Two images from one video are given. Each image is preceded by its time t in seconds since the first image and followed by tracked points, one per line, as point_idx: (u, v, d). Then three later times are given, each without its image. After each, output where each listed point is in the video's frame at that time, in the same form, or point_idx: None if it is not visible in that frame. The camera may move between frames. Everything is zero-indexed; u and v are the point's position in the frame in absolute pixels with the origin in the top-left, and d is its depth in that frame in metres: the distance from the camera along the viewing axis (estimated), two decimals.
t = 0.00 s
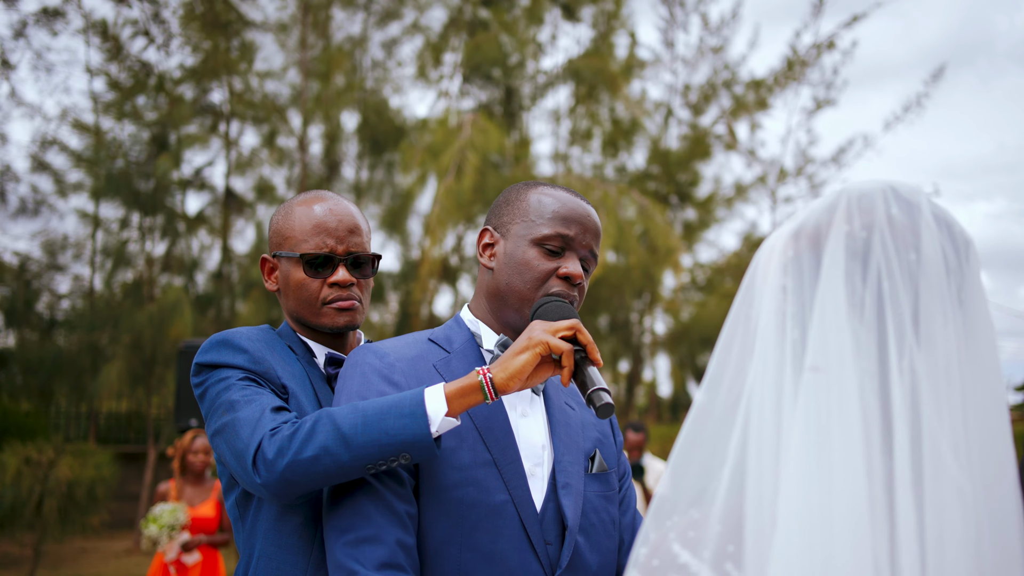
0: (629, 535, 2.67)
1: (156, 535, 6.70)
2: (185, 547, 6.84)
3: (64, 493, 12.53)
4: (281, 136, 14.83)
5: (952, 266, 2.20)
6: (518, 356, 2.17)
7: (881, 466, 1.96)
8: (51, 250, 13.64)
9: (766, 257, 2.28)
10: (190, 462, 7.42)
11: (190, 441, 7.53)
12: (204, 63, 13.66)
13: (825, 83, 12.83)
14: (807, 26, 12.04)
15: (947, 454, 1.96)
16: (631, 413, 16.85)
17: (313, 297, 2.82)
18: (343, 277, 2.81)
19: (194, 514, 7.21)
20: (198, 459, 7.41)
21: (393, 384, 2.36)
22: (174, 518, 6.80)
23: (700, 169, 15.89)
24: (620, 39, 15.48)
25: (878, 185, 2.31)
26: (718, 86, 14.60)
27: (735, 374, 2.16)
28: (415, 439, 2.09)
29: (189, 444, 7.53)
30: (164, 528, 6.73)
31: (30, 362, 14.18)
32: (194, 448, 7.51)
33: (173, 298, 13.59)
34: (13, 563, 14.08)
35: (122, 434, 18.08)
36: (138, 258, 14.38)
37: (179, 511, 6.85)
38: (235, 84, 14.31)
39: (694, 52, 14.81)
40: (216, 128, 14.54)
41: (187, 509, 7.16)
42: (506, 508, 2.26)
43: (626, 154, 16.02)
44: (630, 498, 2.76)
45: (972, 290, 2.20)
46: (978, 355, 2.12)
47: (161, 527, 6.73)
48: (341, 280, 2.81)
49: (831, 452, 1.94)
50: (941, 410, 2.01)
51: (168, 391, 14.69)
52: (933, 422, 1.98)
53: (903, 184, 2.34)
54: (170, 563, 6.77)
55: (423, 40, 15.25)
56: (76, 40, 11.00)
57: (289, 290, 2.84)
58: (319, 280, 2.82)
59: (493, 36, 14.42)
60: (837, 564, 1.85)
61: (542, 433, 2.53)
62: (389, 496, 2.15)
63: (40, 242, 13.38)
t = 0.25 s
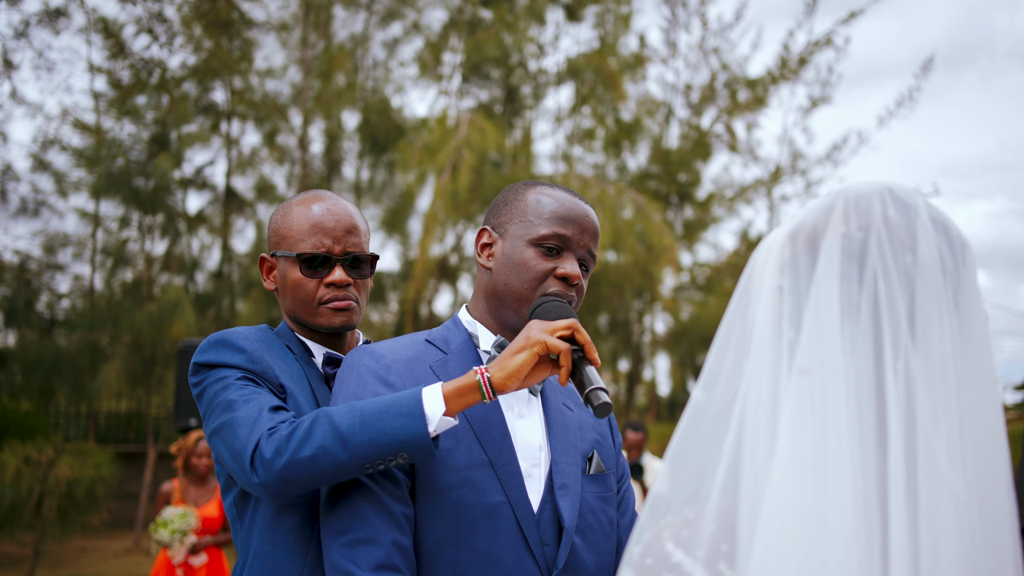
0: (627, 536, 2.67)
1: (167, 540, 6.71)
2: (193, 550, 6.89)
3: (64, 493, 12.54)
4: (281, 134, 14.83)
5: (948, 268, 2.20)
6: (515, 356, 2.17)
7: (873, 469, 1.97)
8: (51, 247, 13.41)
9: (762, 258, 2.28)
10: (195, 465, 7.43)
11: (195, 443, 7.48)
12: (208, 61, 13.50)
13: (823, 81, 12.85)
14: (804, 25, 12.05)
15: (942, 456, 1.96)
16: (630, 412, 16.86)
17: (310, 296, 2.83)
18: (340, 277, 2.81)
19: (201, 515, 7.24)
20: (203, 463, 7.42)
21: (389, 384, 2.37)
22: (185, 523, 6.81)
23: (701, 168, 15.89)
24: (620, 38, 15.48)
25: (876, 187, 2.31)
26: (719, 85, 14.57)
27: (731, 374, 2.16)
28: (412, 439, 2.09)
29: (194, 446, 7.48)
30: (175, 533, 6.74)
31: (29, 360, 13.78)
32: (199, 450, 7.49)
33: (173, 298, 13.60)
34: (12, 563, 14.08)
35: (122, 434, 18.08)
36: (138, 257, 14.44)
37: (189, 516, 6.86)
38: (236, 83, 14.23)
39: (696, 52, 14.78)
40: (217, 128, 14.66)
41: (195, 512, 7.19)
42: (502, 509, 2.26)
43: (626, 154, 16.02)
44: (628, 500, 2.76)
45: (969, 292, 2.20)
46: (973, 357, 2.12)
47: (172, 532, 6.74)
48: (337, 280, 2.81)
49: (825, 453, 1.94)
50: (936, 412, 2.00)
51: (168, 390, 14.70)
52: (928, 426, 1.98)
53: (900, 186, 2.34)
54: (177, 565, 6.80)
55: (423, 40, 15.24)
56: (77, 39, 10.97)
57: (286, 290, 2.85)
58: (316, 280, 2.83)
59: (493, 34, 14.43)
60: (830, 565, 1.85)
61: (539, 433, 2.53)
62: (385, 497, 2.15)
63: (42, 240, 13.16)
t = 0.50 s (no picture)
0: (625, 536, 2.67)
1: (163, 540, 6.71)
2: (189, 551, 6.89)
3: (64, 493, 12.56)
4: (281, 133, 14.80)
5: (943, 269, 2.21)
6: (514, 355, 2.17)
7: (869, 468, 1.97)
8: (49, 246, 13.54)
9: (758, 257, 2.29)
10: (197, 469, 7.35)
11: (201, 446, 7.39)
12: (209, 61, 13.61)
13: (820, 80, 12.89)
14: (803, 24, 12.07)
15: (937, 456, 1.96)
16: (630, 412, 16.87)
17: (306, 295, 2.83)
18: (336, 277, 2.82)
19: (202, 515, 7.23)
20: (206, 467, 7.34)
21: (388, 384, 2.37)
22: (182, 524, 6.78)
23: (701, 168, 15.89)
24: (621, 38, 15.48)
25: (871, 187, 2.32)
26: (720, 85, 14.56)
27: (727, 373, 2.16)
28: (411, 439, 2.09)
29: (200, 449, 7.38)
30: (172, 534, 6.73)
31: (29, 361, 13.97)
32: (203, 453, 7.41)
33: (173, 298, 13.60)
34: (13, 563, 14.09)
35: (122, 434, 18.10)
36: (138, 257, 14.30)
37: (187, 517, 6.82)
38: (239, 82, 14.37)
39: (697, 51, 14.78)
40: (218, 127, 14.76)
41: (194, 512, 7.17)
42: (501, 509, 2.26)
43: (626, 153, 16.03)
44: (626, 501, 2.76)
45: (963, 293, 2.20)
46: (968, 358, 2.12)
47: (168, 533, 6.72)
48: (335, 280, 2.81)
49: (821, 453, 1.94)
50: (930, 412, 2.01)
51: (168, 390, 14.71)
52: (923, 426, 1.99)
53: (896, 186, 2.34)
54: (173, 565, 6.80)
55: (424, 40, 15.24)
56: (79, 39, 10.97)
57: (283, 288, 2.86)
58: (313, 279, 2.83)
59: (494, 33, 14.42)
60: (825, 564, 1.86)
61: (538, 434, 2.53)
62: (383, 497, 2.15)
63: (40, 239, 13.33)
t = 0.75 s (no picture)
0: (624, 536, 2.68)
1: (159, 543, 6.75)
2: (185, 555, 6.90)
3: (63, 492, 12.58)
4: (282, 132, 14.77)
5: (940, 268, 2.21)
6: (514, 355, 2.17)
7: (866, 469, 1.97)
8: (48, 246, 13.51)
9: (754, 256, 2.28)
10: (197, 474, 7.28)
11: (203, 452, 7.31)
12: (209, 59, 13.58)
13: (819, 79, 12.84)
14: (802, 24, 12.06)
15: (934, 456, 1.97)
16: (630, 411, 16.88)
17: (306, 295, 2.83)
18: (336, 277, 2.82)
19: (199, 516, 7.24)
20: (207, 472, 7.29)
21: (388, 384, 2.37)
22: (178, 528, 6.83)
23: (701, 168, 15.91)
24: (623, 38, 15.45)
25: (868, 186, 2.31)
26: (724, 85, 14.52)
27: (725, 374, 2.15)
28: (412, 439, 2.09)
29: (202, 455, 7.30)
30: (168, 537, 6.77)
31: (29, 361, 13.81)
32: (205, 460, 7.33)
33: (172, 297, 13.59)
34: (12, 562, 14.10)
35: (122, 433, 18.13)
36: (137, 256, 14.35)
37: (182, 520, 6.88)
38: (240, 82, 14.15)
39: (700, 52, 14.75)
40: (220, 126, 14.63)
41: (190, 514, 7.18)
42: (501, 509, 2.27)
43: (627, 153, 16.03)
44: (625, 501, 2.76)
45: (961, 291, 2.20)
46: (966, 358, 2.12)
47: (164, 536, 6.76)
48: (335, 280, 2.81)
49: (819, 453, 1.94)
50: (929, 412, 2.01)
51: (167, 389, 14.72)
52: (921, 426, 1.98)
53: (893, 185, 2.34)
54: (170, 566, 6.83)
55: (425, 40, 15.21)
56: (80, 38, 10.97)
57: (283, 288, 2.85)
58: (313, 278, 2.83)
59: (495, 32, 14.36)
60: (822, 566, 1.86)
61: (538, 434, 2.54)
62: (383, 497, 2.15)
63: (39, 240, 13.36)
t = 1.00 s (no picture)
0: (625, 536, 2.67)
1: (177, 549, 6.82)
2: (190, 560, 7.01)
3: (63, 491, 12.59)
4: (283, 132, 14.75)
5: (939, 266, 2.20)
6: (515, 355, 2.17)
7: (865, 467, 1.97)
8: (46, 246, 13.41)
9: (754, 256, 2.28)
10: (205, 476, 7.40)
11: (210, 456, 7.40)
12: (210, 58, 13.63)
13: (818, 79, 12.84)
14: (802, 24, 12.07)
15: (934, 455, 1.96)
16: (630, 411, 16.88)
17: (308, 295, 2.82)
18: (339, 277, 2.81)
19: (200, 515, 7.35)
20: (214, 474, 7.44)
21: (389, 384, 2.37)
22: (193, 533, 6.93)
23: (702, 168, 15.91)
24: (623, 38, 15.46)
25: (866, 185, 2.31)
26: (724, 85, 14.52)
27: (724, 374, 2.15)
28: (412, 439, 2.09)
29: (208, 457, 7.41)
30: (185, 543, 6.86)
31: (28, 361, 13.79)
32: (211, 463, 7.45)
33: (172, 297, 13.58)
34: (11, 561, 14.13)
35: (122, 432, 18.15)
36: (136, 255, 14.45)
37: (197, 525, 6.97)
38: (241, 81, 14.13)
39: (701, 53, 14.76)
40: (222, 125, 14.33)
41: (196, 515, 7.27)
42: (502, 509, 2.26)
43: (627, 153, 16.03)
44: (627, 501, 2.76)
45: (960, 290, 2.20)
46: (966, 355, 2.11)
47: (183, 542, 6.84)
48: (337, 280, 2.80)
49: (819, 451, 1.95)
50: (928, 411, 2.00)
51: (167, 389, 14.73)
52: (921, 425, 1.98)
53: (891, 184, 2.33)
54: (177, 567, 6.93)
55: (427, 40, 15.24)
56: (82, 37, 10.96)
57: (285, 287, 2.85)
58: (315, 279, 2.82)
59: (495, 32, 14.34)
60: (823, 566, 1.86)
61: (539, 434, 2.53)
62: (384, 497, 2.15)
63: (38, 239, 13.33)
